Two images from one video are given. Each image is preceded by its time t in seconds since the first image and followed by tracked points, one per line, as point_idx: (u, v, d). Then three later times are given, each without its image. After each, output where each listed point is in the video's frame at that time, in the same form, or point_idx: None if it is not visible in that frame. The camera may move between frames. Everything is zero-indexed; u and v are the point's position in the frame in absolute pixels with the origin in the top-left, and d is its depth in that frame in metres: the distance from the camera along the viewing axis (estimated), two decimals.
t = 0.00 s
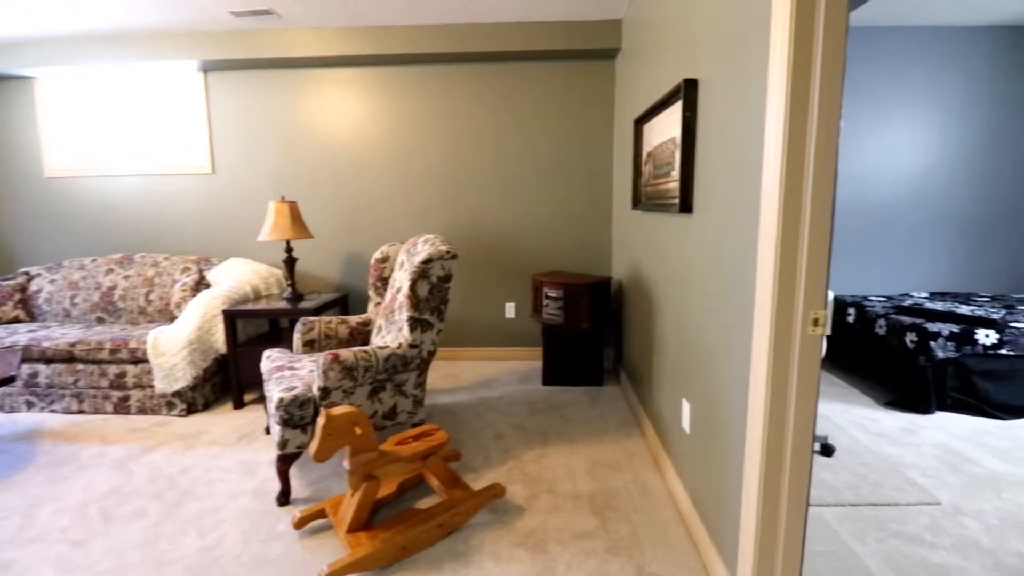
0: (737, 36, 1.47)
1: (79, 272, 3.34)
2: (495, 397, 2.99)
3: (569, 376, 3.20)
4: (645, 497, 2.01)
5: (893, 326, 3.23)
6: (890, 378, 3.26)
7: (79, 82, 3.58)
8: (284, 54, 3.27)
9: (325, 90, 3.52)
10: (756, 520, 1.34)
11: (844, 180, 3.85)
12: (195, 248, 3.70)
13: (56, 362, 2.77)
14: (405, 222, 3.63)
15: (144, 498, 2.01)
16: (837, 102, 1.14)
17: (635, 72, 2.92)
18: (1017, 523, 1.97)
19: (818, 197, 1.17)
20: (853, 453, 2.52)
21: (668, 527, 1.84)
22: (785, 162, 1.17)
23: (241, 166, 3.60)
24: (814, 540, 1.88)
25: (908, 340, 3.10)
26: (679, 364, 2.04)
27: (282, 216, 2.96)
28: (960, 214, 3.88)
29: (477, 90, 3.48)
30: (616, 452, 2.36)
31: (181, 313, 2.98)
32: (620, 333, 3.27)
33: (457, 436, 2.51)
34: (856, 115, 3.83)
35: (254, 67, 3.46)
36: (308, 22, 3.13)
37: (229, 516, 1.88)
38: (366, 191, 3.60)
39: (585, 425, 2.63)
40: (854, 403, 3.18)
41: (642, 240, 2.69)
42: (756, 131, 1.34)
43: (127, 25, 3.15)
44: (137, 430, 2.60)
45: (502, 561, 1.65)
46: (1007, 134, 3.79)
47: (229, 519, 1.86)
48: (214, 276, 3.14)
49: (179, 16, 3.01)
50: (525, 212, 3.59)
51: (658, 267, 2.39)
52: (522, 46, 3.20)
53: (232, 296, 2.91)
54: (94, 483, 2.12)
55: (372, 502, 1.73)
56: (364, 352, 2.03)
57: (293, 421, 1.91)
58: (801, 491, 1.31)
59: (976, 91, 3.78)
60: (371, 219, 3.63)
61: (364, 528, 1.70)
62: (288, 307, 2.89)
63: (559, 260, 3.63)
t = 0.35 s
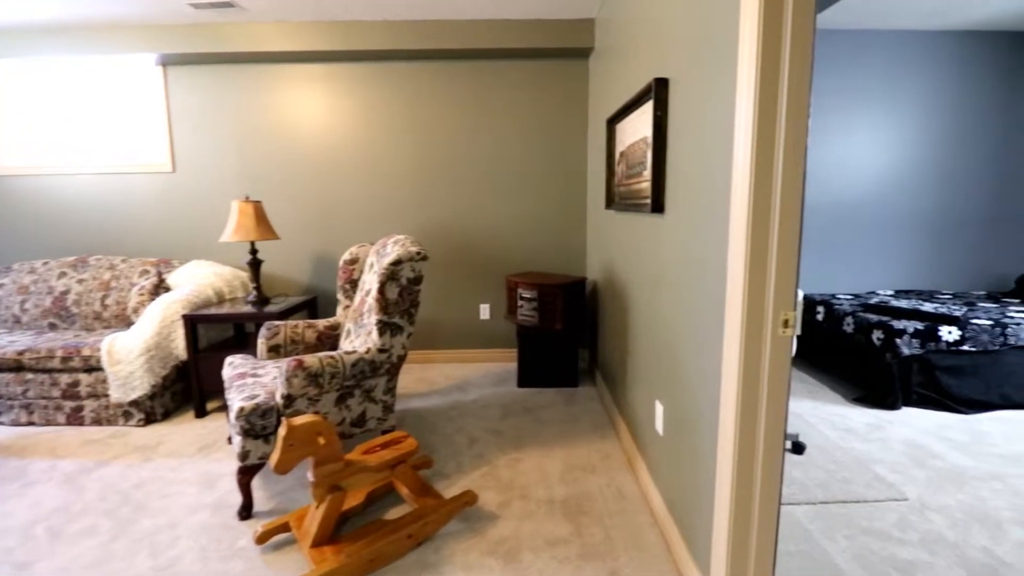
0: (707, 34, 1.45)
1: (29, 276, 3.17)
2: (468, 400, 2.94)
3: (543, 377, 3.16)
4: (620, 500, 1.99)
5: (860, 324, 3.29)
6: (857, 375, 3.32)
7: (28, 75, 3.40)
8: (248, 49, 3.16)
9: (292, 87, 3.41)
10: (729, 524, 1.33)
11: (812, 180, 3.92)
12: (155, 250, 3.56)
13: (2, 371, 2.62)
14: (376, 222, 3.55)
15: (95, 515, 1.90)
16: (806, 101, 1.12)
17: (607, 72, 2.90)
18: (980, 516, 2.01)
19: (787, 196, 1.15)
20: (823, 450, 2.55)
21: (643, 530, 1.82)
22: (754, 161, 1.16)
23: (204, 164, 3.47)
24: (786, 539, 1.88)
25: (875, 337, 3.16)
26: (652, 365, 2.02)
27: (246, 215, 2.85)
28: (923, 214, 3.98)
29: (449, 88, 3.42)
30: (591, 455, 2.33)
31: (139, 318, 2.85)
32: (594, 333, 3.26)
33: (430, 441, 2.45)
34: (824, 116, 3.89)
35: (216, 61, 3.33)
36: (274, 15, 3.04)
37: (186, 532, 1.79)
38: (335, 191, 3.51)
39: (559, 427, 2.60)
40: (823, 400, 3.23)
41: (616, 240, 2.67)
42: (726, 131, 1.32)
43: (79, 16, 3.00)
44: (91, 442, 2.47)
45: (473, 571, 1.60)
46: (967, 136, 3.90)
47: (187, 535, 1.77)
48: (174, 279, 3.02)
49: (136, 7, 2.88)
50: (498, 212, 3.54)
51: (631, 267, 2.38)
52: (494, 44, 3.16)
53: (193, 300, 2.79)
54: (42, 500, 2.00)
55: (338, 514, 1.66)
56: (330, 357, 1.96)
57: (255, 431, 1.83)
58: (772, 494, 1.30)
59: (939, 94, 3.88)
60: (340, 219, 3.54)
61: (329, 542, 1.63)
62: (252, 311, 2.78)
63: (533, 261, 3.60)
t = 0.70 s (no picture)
0: (671, 31, 1.42)
1: None
2: (437, 404, 2.87)
3: (514, 379, 3.11)
4: (590, 505, 1.95)
5: (825, 321, 3.34)
6: (822, 372, 3.38)
7: None
8: (203, 42, 3.02)
9: (251, 82, 3.28)
10: (698, 530, 1.30)
11: (776, 180, 3.98)
12: (106, 253, 3.38)
13: None
14: (341, 223, 3.44)
15: (32, 538, 1.77)
16: (768, 99, 1.11)
17: (575, 70, 2.87)
18: (941, 511, 2.05)
19: (750, 195, 1.13)
20: (790, 447, 2.57)
21: (613, 535, 1.78)
22: (718, 159, 1.13)
23: (158, 163, 3.31)
24: (755, 539, 1.88)
25: (839, 334, 3.21)
26: (621, 367, 1.99)
27: (200, 216, 2.73)
28: (883, 213, 4.08)
29: (415, 85, 3.34)
30: (561, 458, 2.29)
31: (85, 326, 2.70)
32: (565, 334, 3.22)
33: (396, 448, 2.38)
34: (788, 117, 3.95)
35: (169, 55, 3.18)
36: (230, 7, 2.91)
37: (131, 554, 1.68)
38: (297, 191, 3.39)
39: (530, 430, 2.55)
40: (790, 397, 3.27)
41: (585, 240, 2.64)
42: (690, 129, 1.30)
43: (17, 4, 2.81)
44: (32, 458, 2.32)
45: None
46: (925, 137, 4.01)
47: (133, 557, 1.66)
48: (124, 284, 2.88)
49: None
50: (467, 212, 3.48)
51: (600, 268, 2.34)
52: (461, 41, 3.10)
53: (144, 305, 2.65)
54: None
55: (295, 531, 1.58)
56: (287, 365, 1.88)
57: (204, 445, 1.76)
58: (739, 498, 1.28)
59: (898, 96, 3.98)
60: (303, 220, 3.42)
61: (285, 561, 1.55)
62: (209, 316, 2.66)
63: (503, 262, 3.55)
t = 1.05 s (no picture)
0: (641, 29, 1.40)
1: None
2: (409, 409, 2.80)
3: (488, 382, 3.06)
4: (564, 511, 1.91)
5: (795, 321, 3.38)
6: (793, 371, 3.42)
7: None
8: (161, 35, 2.90)
9: (213, 78, 3.16)
10: (670, 537, 1.28)
11: (747, 181, 4.02)
12: (58, 256, 3.21)
13: None
14: (310, 224, 3.34)
15: None
16: (738, 98, 1.09)
17: (549, 69, 2.84)
18: (909, 508, 2.07)
19: (721, 197, 1.11)
20: (763, 446, 2.59)
21: (586, 542, 1.75)
22: (689, 159, 1.10)
23: (115, 161, 3.17)
24: (728, 541, 1.87)
25: (809, 333, 3.25)
26: (594, 371, 1.96)
27: (158, 217, 2.62)
28: (851, 213, 4.16)
29: (386, 83, 3.26)
30: (535, 462, 2.25)
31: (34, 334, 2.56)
32: (540, 336, 3.19)
33: (366, 456, 2.31)
34: (759, 118, 3.99)
35: (126, 49, 3.05)
36: None
37: None
38: (263, 191, 3.29)
39: (503, 434, 2.50)
40: (762, 396, 3.30)
41: (559, 241, 2.61)
42: (660, 129, 1.27)
43: None
44: None
45: None
46: (889, 139, 4.10)
47: None
48: (76, 288, 2.74)
49: None
50: (439, 212, 3.42)
51: (574, 269, 2.31)
52: (433, 38, 3.04)
53: (97, 311, 2.51)
54: None
55: (255, 549, 1.51)
56: (247, 374, 1.80)
57: (158, 460, 1.68)
58: (712, 504, 1.26)
59: (865, 99, 4.06)
60: (269, 222, 3.31)
61: None
62: (167, 322, 2.55)
63: (477, 263, 3.50)
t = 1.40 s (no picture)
0: (607, 25, 1.36)
1: None
2: (377, 415, 2.72)
3: (459, 386, 2.95)
4: (535, 517, 1.87)
5: (763, 319, 3.42)
6: (762, 368, 3.47)
7: None
8: (111, 27, 2.75)
9: (168, 72, 3.02)
10: (640, 545, 1.25)
11: (716, 181, 4.06)
12: None
13: None
14: (273, 225, 3.23)
15: None
16: (705, 94, 1.06)
17: (518, 67, 2.80)
18: (875, 504, 2.10)
19: (688, 195, 1.09)
20: (733, 445, 2.60)
21: (558, 549, 1.71)
22: (655, 157, 1.07)
23: (62, 159, 3.00)
24: (699, 543, 1.86)
25: (776, 332, 3.29)
26: (565, 373, 1.93)
27: (108, 218, 2.48)
28: (816, 213, 4.24)
29: (352, 79, 3.18)
30: (506, 467, 2.20)
31: None
32: (513, 338, 3.15)
33: (331, 465, 2.22)
34: (727, 119, 4.04)
35: (73, 40, 2.89)
36: None
37: None
38: (223, 190, 3.16)
39: (474, 438, 2.44)
40: (732, 394, 3.33)
41: (529, 241, 2.57)
42: (627, 126, 1.24)
43: None
44: None
45: None
46: (851, 140, 4.20)
47: None
48: (19, 295, 2.58)
49: None
50: (408, 212, 3.34)
51: (544, 270, 2.28)
52: (400, 33, 2.97)
53: (42, 318, 2.39)
54: None
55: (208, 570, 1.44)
56: (199, 385, 1.72)
57: (102, 477, 1.59)
58: (682, 509, 1.24)
59: (829, 101, 4.14)
60: (230, 222, 3.19)
61: None
62: (118, 329, 2.42)
63: (446, 264, 3.43)
